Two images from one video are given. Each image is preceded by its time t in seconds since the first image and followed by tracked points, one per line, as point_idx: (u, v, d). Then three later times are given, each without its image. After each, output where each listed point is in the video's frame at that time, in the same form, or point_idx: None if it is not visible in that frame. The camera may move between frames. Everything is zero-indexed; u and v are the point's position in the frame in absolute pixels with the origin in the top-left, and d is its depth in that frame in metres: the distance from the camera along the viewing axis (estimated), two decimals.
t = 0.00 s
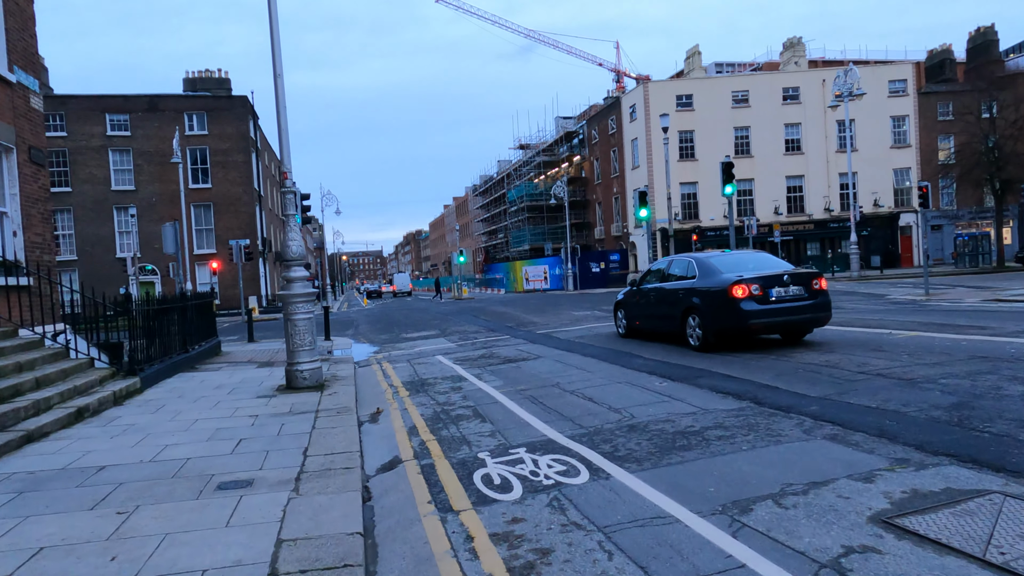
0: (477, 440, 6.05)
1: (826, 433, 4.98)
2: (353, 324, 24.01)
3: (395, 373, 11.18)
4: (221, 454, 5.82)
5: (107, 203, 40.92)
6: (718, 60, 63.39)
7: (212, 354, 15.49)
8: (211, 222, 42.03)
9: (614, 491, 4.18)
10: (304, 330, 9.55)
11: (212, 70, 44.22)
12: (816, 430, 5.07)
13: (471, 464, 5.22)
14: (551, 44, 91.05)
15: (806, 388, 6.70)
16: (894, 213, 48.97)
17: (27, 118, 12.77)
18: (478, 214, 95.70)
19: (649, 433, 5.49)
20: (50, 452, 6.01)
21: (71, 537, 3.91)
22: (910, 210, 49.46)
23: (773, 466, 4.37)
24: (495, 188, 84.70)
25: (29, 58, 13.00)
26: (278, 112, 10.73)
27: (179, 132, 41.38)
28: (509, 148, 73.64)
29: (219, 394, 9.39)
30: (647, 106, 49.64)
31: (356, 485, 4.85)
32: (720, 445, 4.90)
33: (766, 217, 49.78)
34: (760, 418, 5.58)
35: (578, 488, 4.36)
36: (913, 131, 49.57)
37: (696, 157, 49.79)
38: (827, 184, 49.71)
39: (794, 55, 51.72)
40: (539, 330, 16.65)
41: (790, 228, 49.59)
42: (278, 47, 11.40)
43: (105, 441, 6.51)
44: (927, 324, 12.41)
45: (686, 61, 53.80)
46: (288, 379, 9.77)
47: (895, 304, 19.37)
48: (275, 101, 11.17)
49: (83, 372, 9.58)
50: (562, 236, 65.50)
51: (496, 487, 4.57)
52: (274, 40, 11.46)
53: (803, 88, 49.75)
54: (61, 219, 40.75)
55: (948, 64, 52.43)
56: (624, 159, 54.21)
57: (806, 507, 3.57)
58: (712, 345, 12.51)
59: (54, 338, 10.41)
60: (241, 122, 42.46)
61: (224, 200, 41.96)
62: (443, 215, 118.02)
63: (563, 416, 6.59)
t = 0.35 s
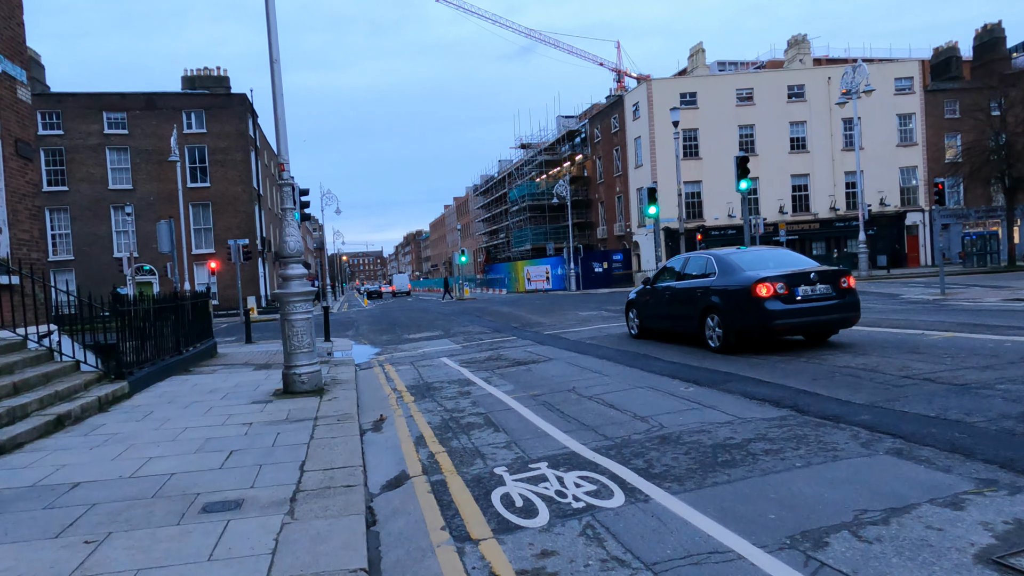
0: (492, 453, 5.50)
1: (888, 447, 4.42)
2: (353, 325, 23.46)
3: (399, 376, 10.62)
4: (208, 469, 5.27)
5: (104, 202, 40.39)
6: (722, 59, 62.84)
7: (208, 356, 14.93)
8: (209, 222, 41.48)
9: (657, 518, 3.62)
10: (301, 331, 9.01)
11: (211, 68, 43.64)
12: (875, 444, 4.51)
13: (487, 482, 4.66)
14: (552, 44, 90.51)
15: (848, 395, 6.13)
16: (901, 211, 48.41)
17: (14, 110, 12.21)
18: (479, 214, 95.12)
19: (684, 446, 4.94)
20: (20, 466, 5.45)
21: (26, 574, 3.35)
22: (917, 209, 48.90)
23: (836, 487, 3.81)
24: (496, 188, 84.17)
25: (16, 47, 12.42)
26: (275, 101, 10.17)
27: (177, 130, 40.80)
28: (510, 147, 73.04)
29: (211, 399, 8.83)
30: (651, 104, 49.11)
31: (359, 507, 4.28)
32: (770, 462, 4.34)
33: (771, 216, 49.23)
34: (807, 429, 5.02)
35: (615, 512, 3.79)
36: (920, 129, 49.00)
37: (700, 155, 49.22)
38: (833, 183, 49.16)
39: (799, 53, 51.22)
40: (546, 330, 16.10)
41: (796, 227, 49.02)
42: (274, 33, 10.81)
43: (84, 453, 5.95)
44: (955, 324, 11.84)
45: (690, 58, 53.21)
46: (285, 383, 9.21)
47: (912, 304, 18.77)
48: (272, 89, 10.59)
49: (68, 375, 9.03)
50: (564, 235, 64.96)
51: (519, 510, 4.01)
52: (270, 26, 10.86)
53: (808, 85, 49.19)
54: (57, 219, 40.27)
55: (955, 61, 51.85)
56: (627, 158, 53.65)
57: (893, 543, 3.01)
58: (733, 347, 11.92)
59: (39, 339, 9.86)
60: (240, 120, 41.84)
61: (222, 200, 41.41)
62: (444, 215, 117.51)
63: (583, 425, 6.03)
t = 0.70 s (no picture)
0: (506, 470, 4.96)
1: (963, 468, 3.87)
2: (353, 326, 22.92)
3: (400, 381, 10.07)
4: (190, 490, 4.71)
5: (99, 201, 39.81)
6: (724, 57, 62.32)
7: (201, 359, 14.36)
8: (205, 221, 40.90)
9: (711, 557, 3.07)
10: (297, 333, 8.48)
11: (208, 66, 43.02)
12: (947, 464, 3.95)
13: (504, 507, 4.10)
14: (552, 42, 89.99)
15: (895, 404, 5.58)
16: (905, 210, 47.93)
17: None
18: (479, 214, 94.51)
19: (726, 465, 4.39)
20: None
21: None
22: (922, 208, 48.41)
23: (917, 519, 3.26)
24: (495, 187, 83.59)
25: None
26: (269, 90, 9.62)
27: (173, 129, 40.18)
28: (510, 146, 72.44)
29: (201, 407, 8.29)
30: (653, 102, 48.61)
31: (359, 539, 3.73)
32: (830, 486, 3.79)
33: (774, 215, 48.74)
34: (862, 445, 4.47)
35: (658, 549, 3.25)
36: (924, 127, 48.46)
37: (702, 154, 48.79)
38: (836, 182, 48.69)
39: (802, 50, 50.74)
40: (551, 332, 15.56)
41: (799, 226, 48.51)
42: (268, 19, 10.24)
43: (55, 470, 5.39)
44: (982, 324, 11.30)
45: (692, 56, 52.68)
46: (279, 389, 8.66)
47: (928, 304, 18.22)
48: (266, 78, 10.04)
49: (48, 381, 8.46)
50: (564, 235, 64.44)
51: (546, 545, 3.46)
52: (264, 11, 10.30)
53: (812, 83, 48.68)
54: (51, 218, 39.74)
55: (958, 58, 51.14)
56: (628, 157, 53.13)
57: None
58: (748, 349, 11.34)
59: (20, 342, 9.29)
60: (236, 119, 41.24)
61: (219, 199, 40.82)
62: (443, 215, 116.92)
63: (606, 438, 5.48)
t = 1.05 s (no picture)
0: (522, 497, 4.40)
1: None
2: (351, 328, 22.33)
3: (400, 388, 9.50)
4: (165, 522, 4.15)
5: (92, 201, 39.16)
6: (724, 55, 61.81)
7: (193, 363, 13.76)
8: (201, 221, 40.27)
9: None
10: (291, 339, 7.90)
11: (203, 64, 42.38)
12: None
13: (525, 546, 3.54)
14: (550, 42, 89.40)
15: (953, 418, 5.02)
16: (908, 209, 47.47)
17: None
18: (477, 214, 93.96)
19: (778, 495, 3.82)
20: None
21: None
22: (925, 206, 47.94)
23: None
24: (494, 187, 83.04)
25: None
26: (260, 81, 9.05)
27: (167, 127, 39.51)
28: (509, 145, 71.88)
29: (187, 418, 7.71)
30: (654, 100, 48.10)
31: None
32: (910, 525, 3.22)
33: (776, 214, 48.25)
34: (931, 470, 3.91)
35: None
36: (928, 125, 47.98)
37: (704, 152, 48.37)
38: (839, 180, 48.23)
39: (804, 47, 50.30)
40: (557, 335, 15.00)
41: (802, 225, 47.97)
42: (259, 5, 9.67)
43: (16, 495, 4.80)
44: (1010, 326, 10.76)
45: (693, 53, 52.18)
46: (272, 399, 8.09)
47: (943, 304, 17.69)
48: (258, 68, 9.46)
49: (23, 391, 7.87)
50: (564, 234, 63.90)
51: None
52: None
53: (815, 80, 48.20)
54: (44, 218, 39.12)
55: (962, 56, 50.79)
56: (629, 155, 52.57)
57: None
58: (754, 353, 10.77)
59: None
60: (233, 117, 40.66)
61: (215, 198, 40.21)
62: (442, 215, 116.32)
63: (632, 458, 4.92)
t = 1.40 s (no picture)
0: (548, 523, 3.85)
1: None
2: (350, 329, 21.77)
3: (404, 393, 8.96)
4: (138, 555, 3.60)
5: (89, 200, 38.61)
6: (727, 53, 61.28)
7: (186, 366, 13.20)
8: (199, 220, 39.73)
9: None
10: (286, 342, 7.37)
11: (201, 61, 41.84)
12: None
13: None
14: (550, 41, 88.86)
15: None
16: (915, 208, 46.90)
17: None
18: (478, 214, 93.45)
19: (851, 525, 3.27)
20: None
21: None
22: (932, 205, 47.31)
23: None
24: (495, 187, 82.54)
25: None
26: (254, 65, 8.51)
27: (165, 125, 38.95)
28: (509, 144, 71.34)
29: (175, 427, 7.15)
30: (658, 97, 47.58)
31: None
32: None
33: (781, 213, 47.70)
34: None
35: None
36: (934, 123, 47.44)
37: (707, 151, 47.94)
38: (844, 178, 47.68)
39: (809, 45, 49.78)
40: (564, 336, 14.45)
41: (807, 224, 47.41)
42: None
43: None
44: None
45: (697, 51, 51.63)
46: (266, 406, 7.55)
47: (961, 303, 17.16)
48: (252, 54, 8.93)
49: None
50: (566, 234, 63.37)
51: None
52: None
53: (819, 78, 47.69)
54: (40, 217, 38.62)
55: (967, 53, 50.32)
56: (631, 154, 52.03)
57: None
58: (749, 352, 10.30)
59: None
60: (231, 115, 40.13)
61: (213, 197, 39.68)
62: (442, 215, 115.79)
63: (669, 476, 4.37)
